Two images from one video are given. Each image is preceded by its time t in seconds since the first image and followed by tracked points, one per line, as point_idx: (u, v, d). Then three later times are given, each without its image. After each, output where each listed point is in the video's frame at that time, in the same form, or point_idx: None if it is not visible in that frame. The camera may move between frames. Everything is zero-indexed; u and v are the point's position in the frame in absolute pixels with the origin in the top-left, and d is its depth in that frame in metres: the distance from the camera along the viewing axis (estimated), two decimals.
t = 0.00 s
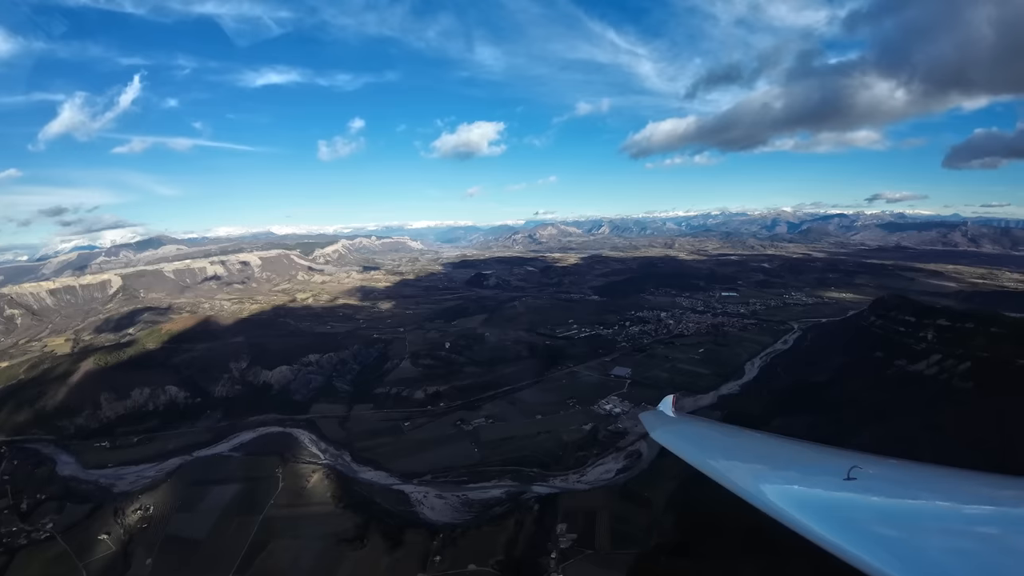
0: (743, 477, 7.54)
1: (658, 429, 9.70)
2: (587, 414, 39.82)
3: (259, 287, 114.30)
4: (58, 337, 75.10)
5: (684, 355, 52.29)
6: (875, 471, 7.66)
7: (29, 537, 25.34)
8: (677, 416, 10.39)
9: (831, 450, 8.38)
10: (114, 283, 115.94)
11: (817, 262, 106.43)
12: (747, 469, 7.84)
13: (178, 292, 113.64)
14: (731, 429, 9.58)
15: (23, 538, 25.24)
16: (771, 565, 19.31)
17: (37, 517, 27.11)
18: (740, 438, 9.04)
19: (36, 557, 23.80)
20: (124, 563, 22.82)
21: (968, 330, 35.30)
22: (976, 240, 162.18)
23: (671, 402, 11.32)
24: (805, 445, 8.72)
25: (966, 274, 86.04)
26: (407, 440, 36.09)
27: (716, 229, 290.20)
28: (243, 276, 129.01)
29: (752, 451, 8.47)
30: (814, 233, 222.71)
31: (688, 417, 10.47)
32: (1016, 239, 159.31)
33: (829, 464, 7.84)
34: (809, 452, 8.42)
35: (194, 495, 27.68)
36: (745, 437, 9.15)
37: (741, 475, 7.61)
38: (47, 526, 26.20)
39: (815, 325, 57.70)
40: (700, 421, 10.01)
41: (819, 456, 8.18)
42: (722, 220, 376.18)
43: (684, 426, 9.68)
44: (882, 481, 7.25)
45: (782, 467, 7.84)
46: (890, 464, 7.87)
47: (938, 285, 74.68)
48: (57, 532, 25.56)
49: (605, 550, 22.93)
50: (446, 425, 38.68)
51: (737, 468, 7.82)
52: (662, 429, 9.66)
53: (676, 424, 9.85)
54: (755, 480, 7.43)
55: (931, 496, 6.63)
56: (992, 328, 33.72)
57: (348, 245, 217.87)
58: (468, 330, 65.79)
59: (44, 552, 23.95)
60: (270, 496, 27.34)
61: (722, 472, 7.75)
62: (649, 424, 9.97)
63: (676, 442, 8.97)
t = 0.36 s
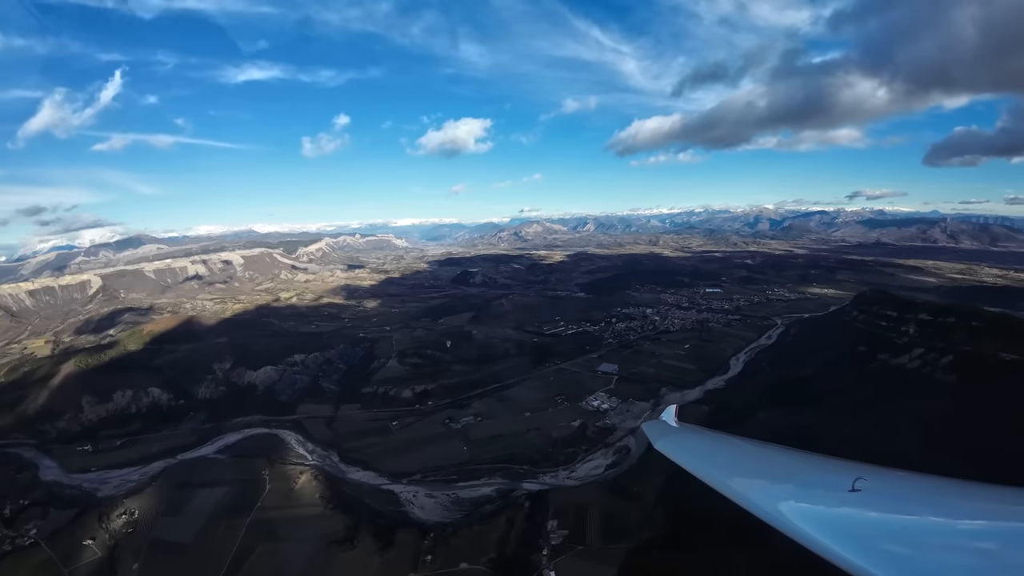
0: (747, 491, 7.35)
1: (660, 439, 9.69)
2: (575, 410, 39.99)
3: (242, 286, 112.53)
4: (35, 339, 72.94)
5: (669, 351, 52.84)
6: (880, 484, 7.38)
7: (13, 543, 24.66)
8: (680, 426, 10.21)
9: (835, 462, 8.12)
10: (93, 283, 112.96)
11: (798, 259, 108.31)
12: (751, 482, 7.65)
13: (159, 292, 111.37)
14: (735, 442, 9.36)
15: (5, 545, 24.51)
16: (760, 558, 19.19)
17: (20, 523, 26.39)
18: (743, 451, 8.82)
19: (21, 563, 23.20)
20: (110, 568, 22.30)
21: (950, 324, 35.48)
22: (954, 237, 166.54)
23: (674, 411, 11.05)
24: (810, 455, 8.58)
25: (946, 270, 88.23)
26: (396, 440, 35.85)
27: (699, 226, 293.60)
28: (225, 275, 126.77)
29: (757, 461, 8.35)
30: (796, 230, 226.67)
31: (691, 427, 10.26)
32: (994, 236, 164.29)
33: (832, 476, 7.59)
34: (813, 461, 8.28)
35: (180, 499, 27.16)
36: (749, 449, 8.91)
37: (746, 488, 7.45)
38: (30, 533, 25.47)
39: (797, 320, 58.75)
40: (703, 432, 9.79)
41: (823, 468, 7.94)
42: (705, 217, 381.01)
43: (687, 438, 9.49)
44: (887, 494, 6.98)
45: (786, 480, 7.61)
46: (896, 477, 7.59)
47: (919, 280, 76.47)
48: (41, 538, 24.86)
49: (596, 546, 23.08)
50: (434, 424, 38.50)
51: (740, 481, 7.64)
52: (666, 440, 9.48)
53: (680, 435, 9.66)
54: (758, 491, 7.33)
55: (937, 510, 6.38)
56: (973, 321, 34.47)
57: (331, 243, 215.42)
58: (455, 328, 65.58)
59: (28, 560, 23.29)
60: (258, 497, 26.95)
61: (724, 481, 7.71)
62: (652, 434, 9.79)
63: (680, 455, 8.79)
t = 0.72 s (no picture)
0: (749, 495, 7.56)
1: (663, 443, 9.83)
2: (563, 406, 40.24)
3: (223, 284, 110.42)
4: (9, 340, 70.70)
5: (655, 346, 53.41)
6: (879, 488, 7.52)
7: None
8: (682, 431, 10.39)
9: (834, 465, 8.27)
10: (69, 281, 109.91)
11: (780, 255, 110.11)
12: (753, 486, 7.83)
13: (138, 291, 108.66)
14: (737, 446, 9.52)
15: None
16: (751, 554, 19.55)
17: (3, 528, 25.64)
18: (744, 455, 8.98)
19: (4, 569, 22.54)
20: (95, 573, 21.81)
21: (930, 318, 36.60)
22: (933, 233, 170.73)
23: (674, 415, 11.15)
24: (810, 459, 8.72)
25: (924, 265, 90.48)
26: (384, 438, 35.65)
27: (682, 223, 296.35)
28: (206, 273, 124.34)
29: (759, 466, 8.50)
30: (778, 226, 230.28)
31: (693, 431, 10.43)
32: (972, 232, 168.82)
33: (832, 480, 7.74)
34: (813, 465, 8.42)
35: (165, 501, 26.67)
36: (751, 453, 9.06)
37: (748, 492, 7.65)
38: (11, 538, 24.74)
39: (780, 315, 59.85)
40: (705, 436, 9.96)
41: (822, 471, 8.10)
42: (688, 214, 385.24)
43: (688, 442, 9.65)
44: (886, 498, 7.14)
45: (787, 485, 7.75)
46: (895, 481, 7.74)
47: (899, 275, 78.27)
48: (24, 544, 24.19)
49: (586, 540, 23.28)
50: (422, 421, 38.38)
51: (743, 486, 7.83)
52: (668, 444, 9.65)
53: (683, 439, 9.82)
54: (759, 495, 7.50)
55: (935, 514, 6.53)
56: (953, 315, 35.25)
57: (314, 240, 212.52)
58: (442, 325, 65.32)
59: (12, 566, 22.64)
60: (244, 499, 26.55)
61: (727, 486, 7.86)
62: (655, 439, 9.94)
63: (682, 459, 8.96)
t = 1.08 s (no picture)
0: (746, 486, 7.66)
1: (664, 438, 9.88)
2: (548, 398, 40.50)
3: (199, 282, 107.86)
4: None
5: (637, 337, 54.05)
6: (878, 483, 7.59)
7: None
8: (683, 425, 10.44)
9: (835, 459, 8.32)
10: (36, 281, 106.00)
11: (757, 245, 112.24)
12: (753, 479, 7.92)
13: (110, 289, 105.46)
14: (739, 441, 9.58)
15: None
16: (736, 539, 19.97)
17: None
18: (745, 450, 9.03)
19: None
20: None
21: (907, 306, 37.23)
22: (907, 223, 175.65)
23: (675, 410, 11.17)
24: (810, 454, 8.77)
25: (898, 255, 93.17)
26: (370, 434, 35.38)
27: (661, 216, 299.42)
28: (182, 271, 121.24)
29: (759, 460, 8.55)
30: (755, 218, 234.43)
31: (695, 426, 10.48)
32: (945, 222, 174.28)
33: (832, 474, 7.83)
34: (814, 460, 8.47)
35: (148, 504, 26.09)
36: (752, 448, 9.12)
37: (746, 484, 7.75)
38: None
39: (758, 305, 61.11)
40: (707, 431, 10.02)
41: (822, 466, 8.15)
42: (667, 206, 389.46)
43: (690, 436, 9.68)
44: (886, 493, 7.21)
45: (787, 479, 7.79)
46: (895, 477, 7.80)
47: (873, 265, 80.43)
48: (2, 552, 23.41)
49: (574, 531, 23.53)
50: (408, 416, 38.20)
51: (741, 478, 7.93)
52: (669, 437, 9.72)
53: (685, 433, 9.87)
54: (759, 489, 7.54)
55: (934, 508, 6.62)
56: (929, 302, 36.20)
57: (292, 235, 208.84)
58: (425, 319, 64.95)
59: None
60: (229, 500, 26.10)
61: (728, 481, 7.89)
62: (655, 432, 9.99)
63: (683, 453, 9.03)
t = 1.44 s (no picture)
0: (747, 478, 7.83)
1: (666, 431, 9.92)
2: (533, 387, 40.71)
3: (174, 279, 105.00)
4: None
5: (620, 326, 54.62)
6: (878, 472, 7.76)
7: None
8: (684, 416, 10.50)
9: (835, 448, 8.48)
10: None
11: (735, 233, 114.05)
12: (754, 471, 8.08)
13: (83, 289, 102.20)
14: (739, 430, 9.73)
15: None
16: (721, 521, 20.61)
17: None
18: (747, 441, 9.13)
19: None
20: None
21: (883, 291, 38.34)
22: (881, 209, 180.27)
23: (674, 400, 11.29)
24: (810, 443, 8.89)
25: (872, 241, 95.69)
26: (355, 429, 35.11)
27: (640, 205, 301.51)
28: (157, 268, 117.98)
29: (761, 452, 8.64)
30: (733, 206, 237.94)
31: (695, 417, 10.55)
32: (919, 208, 179.47)
33: (832, 465, 7.98)
34: (814, 449, 8.59)
35: (132, 508, 25.55)
36: (752, 438, 9.27)
37: (747, 475, 7.92)
38: None
39: (736, 292, 62.24)
40: (707, 420, 10.15)
41: (822, 457, 8.29)
42: (646, 196, 392.78)
43: (691, 428, 9.81)
44: (885, 483, 7.39)
45: (790, 473, 7.90)
46: (894, 465, 7.97)
47: (847, 251, 82.45)
48: None
49: (564, 518, 23.82)
50: (393, 410, 38.00)
51: (742, 471, 8.09)
52: (669, 429, 9.86)
53: (685, 425, 9.99)
54: (762, 484, 7.64)
55: (932, 498, 6.79)
56: (905, 287, 37.20)
57: (268, 230, 204.56)
58: (407, 312, 64.47)
59: None
60: (214, 501, 25.71)
61: (731, 476, 7.98)
62: (655, 425, 10.11)
63: (683, 445, 9.17)
